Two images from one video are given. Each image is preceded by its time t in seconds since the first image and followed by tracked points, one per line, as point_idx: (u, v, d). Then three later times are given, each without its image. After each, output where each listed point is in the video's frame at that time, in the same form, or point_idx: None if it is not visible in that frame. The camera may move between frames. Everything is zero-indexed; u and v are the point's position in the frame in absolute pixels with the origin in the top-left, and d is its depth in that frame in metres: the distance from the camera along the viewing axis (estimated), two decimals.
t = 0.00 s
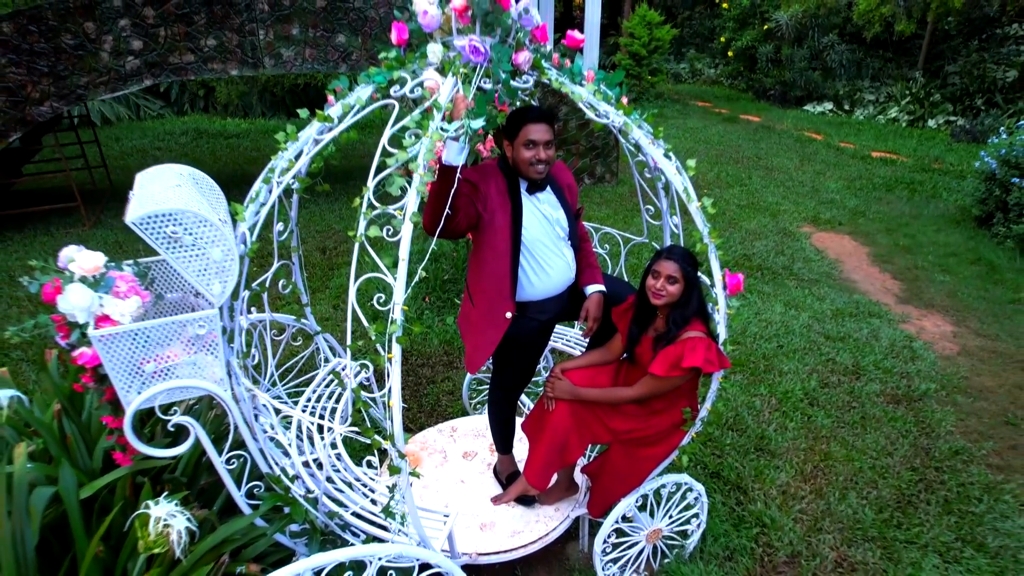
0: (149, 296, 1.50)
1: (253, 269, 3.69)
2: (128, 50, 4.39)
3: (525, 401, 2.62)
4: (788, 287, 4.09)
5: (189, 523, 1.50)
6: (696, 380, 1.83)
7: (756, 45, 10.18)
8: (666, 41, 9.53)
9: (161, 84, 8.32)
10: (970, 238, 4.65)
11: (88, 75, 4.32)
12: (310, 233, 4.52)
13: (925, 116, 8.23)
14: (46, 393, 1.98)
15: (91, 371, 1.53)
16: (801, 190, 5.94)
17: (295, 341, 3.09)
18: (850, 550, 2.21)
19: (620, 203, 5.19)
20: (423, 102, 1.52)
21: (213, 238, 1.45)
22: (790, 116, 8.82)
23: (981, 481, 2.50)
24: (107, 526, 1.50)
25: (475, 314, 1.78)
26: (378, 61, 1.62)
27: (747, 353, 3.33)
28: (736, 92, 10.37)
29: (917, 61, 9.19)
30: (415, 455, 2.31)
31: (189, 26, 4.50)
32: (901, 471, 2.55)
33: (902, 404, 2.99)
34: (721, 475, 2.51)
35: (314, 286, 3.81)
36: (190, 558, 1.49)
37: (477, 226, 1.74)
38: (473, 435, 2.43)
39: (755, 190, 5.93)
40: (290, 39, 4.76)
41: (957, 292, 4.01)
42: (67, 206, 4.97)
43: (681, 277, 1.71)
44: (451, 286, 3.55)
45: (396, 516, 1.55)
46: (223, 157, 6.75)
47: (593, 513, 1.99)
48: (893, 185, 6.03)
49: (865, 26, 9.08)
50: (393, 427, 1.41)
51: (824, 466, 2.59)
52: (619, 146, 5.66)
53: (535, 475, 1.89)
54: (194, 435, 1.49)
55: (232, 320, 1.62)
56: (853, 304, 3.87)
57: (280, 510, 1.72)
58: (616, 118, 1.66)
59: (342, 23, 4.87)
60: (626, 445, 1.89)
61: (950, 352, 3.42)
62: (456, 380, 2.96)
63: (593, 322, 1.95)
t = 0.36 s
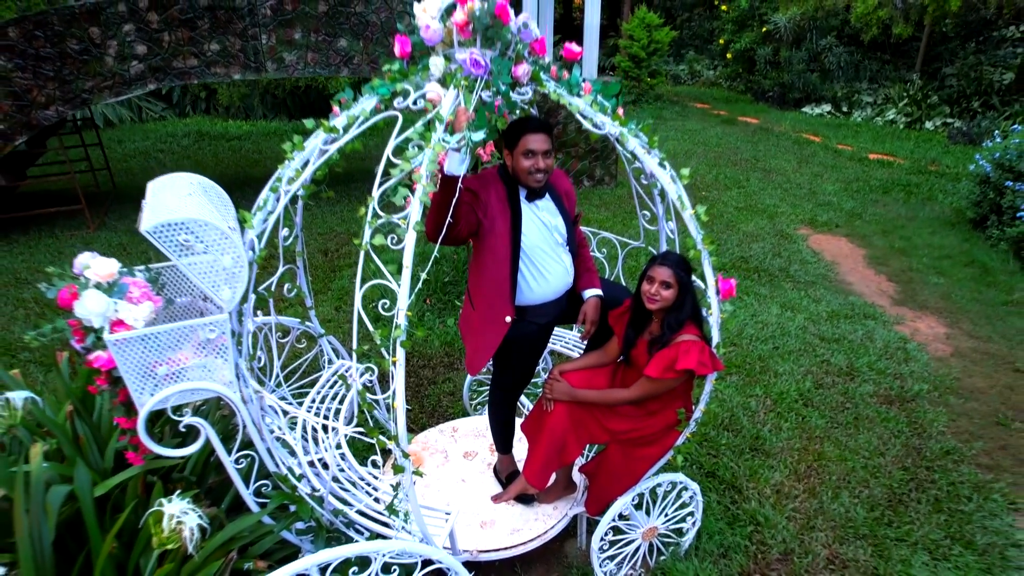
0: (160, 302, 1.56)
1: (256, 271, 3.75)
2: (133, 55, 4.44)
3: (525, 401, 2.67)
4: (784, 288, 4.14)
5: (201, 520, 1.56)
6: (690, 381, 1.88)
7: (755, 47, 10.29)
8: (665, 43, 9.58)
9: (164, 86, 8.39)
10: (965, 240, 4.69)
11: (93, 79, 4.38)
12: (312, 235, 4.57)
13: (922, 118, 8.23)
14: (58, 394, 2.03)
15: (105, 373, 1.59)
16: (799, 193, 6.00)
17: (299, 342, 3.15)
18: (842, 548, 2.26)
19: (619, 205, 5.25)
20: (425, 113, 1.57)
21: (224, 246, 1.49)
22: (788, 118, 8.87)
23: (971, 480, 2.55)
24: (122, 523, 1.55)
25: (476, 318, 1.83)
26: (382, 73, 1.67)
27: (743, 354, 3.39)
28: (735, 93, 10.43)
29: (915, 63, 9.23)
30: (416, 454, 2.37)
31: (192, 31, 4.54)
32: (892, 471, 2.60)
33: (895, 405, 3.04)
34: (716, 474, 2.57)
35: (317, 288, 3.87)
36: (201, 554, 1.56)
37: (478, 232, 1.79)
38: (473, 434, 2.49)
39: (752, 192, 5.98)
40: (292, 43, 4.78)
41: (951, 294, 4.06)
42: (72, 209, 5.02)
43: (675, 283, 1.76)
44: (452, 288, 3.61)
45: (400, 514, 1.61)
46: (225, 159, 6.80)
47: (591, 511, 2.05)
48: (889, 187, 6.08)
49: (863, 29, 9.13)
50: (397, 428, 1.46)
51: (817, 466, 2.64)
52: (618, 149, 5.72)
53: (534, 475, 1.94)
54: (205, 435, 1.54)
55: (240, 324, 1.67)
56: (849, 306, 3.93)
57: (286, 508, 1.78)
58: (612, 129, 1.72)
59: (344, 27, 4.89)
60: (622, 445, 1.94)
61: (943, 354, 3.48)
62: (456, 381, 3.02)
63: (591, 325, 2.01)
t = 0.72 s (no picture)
0: (174, 306, 1.63)
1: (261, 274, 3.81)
2: (138, 60, 4.50)
3: (524, 401, 2.74)
4: (779, 290, 4.21)
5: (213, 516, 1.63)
6: (683, 382, 1.95)
7: (753, 49, 10.35)
8: (664, 45, 9.65)
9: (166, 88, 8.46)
10: (958, 242, 4.75)
11: (99, 84, 4.45)
12: (315, 238, 4.64)
13: (919, 120, 8.30)
14: (73, 394, 2.10)
15: (121, 375, 1.66)
16: (795, 195, 6.06)
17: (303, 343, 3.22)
18: (832, 544, 2.33)
19: (617, 208, 5.32)
20: (428, 125, 1.63)
21: (236, 253, 1.57)
22: (786, 120, 8.94)
23: (959, 478, 2.62)
24: (138, 519, 1.62)
25: (477, 321, 1.90)
26: (387, 86, 1.73)
27: (739, 355, 3.46)
28: (733, 95, 10.51)
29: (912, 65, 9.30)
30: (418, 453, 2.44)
31: (197, 37, 4.59)
32: (883, 469, 2.67)
33: (886, 405, 3.11)
34: (710, 473, 2.64)
35: (320, 290, 3.94)
36: (214, 546, 1.62)
37: (479, 239, 1.86)
38: (474, 434, 2.55)
39: (749, 195, 6.05)
40: (294, 48, 4.82)
41: (944, 296, 4.12)
42: (77, 211, 5.09)
43: (668, 287, 1.83)
44: (453, 290, 3.68)
45: (404, 510, 1.67)
46: (227, 161, 6.86)
47: (588, 508, 2.11)
48: (885, 189, 6.14)
49: (860, 32, 9.20)
50: (402, 427, 1.53)
51: (810, 464, 2.71)
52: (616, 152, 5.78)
53: (532, 473, 2.01)
54: (217, 434, 1.61)
55: (250, 327, 1.74)
56: (843, 308, 4.00)
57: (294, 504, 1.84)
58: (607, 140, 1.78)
59: (346, 32, 4.92)
60: (618, 444, 2.01)
61: (935, 355, 3.54)
62: (457, 382, 3.08)
63: (588, 328, 2.08)
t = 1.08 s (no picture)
0: (189, 309, 1.70)
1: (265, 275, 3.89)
2: (144, 65, 4.57)
3: (523, 400, 2.82)
4: (774, 292, 4.29)
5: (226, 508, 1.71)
6: (676, 381, 2.03)
7: (751, 51, 10.42)
8: (662, 48, 9.73)
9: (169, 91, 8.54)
10: (950, 244, 4.83)
11: (105, 89, 4.52)
12: (318, 240, 4.72)
13: (914, 122, 8.37)
14: (88, 393, 2.18)
15: (139, 374, 1.74)
16: (791, 197, 6.14)
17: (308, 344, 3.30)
18: (821, 537, 2.41)
19: (615, 210, 5.39)
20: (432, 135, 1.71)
21: (249, 259, 1.65)
22: (784, 122, 9.01)
23: (946, 475, 2.70)
24: (155, 512, 1.70)
25: (478, 323, 1.98)
26: (391, 98, 1.81)
27: (733, 355, 3.54)
28: (731, 97, 10.60)
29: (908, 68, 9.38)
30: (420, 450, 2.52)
31: (201, 42, 4.65)
32: (871, 466, 2.75)
33: (877, 403, 3.19)
34: (704, 469, 2.72)
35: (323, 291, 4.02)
36: (229, 536, 1.71)
37: (480, 244, 1.94)
38: (475, 431, 2.63)
39: (746, 197, 6.13)
40: (298, 53, 4.86)
41: (935, 297, 4.20)
42: (83, 213, 5.17)
43: (661, 290, 1.91)
44: (454, 292, 3.76)
45: (408, 502, 1.75)
46: (230, 164, 6.94)
47: (585, 503, 2.20)
48: (880, 192, 6.22)
49: (857, 35, 9.27)
50: (406, 423, 1.61)
51: (801, 461, 2.79)
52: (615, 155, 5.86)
53: (531, 468, 2.09)
54: (230, 431, 1.69)
55: (261, 328, 1.82)
56: (836, 309, 4.08)
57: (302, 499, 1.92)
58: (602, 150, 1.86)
59: (348, 37, 4.96)
60: (613, 440, 2.09)
61: (925, 355, 3.62)
62: (458, 382, 3.17)
63: (584, 329, 2.16)
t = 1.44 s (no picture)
0: (205, 308, 1.80)
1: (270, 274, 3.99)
2: (150, 68, 4.66)
3: (522, 395, 2.92)
4: (768, 290, 4.39)
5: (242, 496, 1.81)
6: (668, 376, 2.12)
7: (749, 51, 10.50)
8: (661, 48, 9.81)
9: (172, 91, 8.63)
10: (941, 243, 4.92)
11: (113, 92, 4.61)
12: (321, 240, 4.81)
13: (910, 123, 8.45)
14: (106, 387, 2.29)
15: (158, 369, 1.83)
16: (787, 197, 6.24)
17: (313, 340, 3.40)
18: (808, 526, 2.51)
19: (613, 209, 5.49)
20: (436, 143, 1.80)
21: (263, 261, 1.75)
22: (781, 122, 9.10)
23: (929, 467, 2.81)
24: (174, 499, 1.81)
25: (479, 321, 2.07)
26: (397, 108, 1.91)
27: (727, 352, 3.64)
28: (729, 97, 10.69)
29: (905, 68, 9.46)
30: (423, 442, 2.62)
31: (206, 46, 4.73)
32: (858, 459, 2.86)
33: (865, 398, 3.29)
34: (697, 462, 2.82)
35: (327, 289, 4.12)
36: (245, 520, 1.81)
37: (480, 246, 2.04)
38: (476, 425, 2.73)
39: (742, 197, 6.22)
40: (301, 56, 4.95)
41: (926, 295, 4.30)
42: (90, 213, 5.27)
43: (653, 290, 2.01)
44: (455, 290, 3.86)
45: (413, 491, 1.85)
46: (233, 164, 7.03)
47: (581, 493, 2.29)
48: (875, 191, 6.32)
49: (853, 36, 9.35)
50: (413, 416, 1.71)
51: (790, 454, 2.89)
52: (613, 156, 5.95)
53: (530, 459, 2.19)
54: (246, 424, 1.79)
55: (273, 326, 1.91)
56: (828, 307, 4.18)
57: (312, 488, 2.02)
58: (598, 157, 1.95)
59: (351, 40, 5.04)
60: (608, 433, 2.18)
61: (914, 352, 3.72)
62: (459, 377, 3.26)
63: (581, 327, 2.26)
